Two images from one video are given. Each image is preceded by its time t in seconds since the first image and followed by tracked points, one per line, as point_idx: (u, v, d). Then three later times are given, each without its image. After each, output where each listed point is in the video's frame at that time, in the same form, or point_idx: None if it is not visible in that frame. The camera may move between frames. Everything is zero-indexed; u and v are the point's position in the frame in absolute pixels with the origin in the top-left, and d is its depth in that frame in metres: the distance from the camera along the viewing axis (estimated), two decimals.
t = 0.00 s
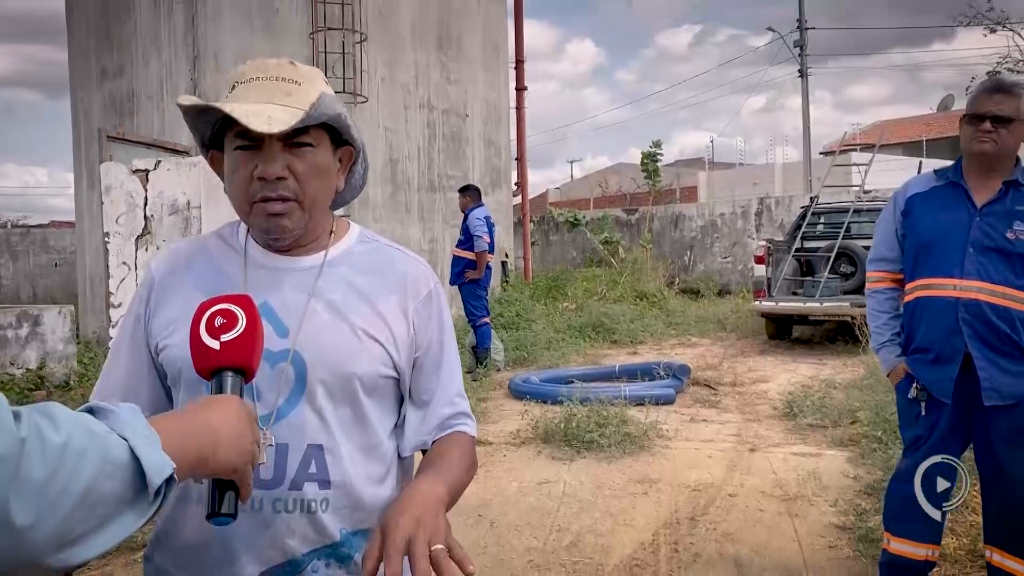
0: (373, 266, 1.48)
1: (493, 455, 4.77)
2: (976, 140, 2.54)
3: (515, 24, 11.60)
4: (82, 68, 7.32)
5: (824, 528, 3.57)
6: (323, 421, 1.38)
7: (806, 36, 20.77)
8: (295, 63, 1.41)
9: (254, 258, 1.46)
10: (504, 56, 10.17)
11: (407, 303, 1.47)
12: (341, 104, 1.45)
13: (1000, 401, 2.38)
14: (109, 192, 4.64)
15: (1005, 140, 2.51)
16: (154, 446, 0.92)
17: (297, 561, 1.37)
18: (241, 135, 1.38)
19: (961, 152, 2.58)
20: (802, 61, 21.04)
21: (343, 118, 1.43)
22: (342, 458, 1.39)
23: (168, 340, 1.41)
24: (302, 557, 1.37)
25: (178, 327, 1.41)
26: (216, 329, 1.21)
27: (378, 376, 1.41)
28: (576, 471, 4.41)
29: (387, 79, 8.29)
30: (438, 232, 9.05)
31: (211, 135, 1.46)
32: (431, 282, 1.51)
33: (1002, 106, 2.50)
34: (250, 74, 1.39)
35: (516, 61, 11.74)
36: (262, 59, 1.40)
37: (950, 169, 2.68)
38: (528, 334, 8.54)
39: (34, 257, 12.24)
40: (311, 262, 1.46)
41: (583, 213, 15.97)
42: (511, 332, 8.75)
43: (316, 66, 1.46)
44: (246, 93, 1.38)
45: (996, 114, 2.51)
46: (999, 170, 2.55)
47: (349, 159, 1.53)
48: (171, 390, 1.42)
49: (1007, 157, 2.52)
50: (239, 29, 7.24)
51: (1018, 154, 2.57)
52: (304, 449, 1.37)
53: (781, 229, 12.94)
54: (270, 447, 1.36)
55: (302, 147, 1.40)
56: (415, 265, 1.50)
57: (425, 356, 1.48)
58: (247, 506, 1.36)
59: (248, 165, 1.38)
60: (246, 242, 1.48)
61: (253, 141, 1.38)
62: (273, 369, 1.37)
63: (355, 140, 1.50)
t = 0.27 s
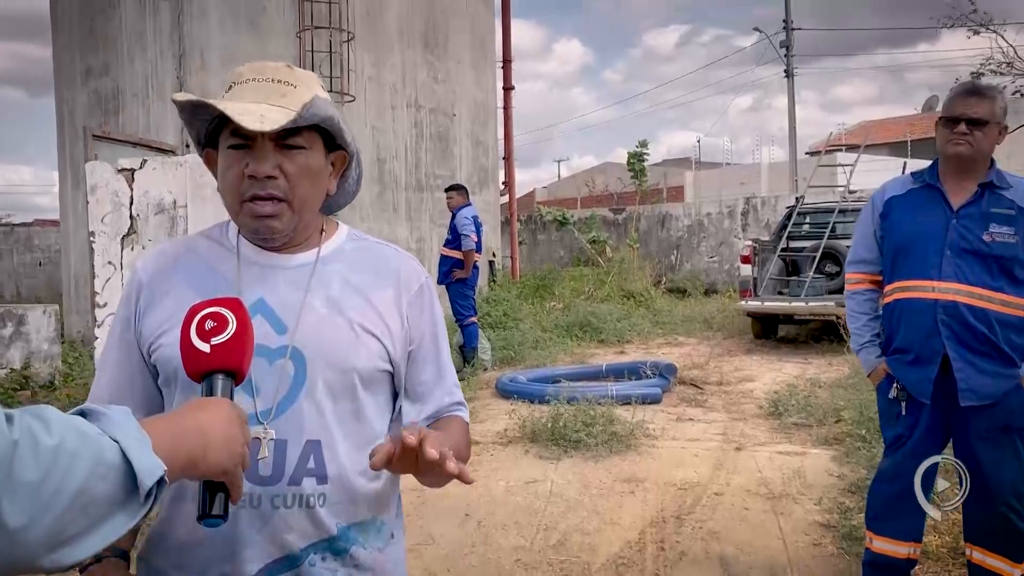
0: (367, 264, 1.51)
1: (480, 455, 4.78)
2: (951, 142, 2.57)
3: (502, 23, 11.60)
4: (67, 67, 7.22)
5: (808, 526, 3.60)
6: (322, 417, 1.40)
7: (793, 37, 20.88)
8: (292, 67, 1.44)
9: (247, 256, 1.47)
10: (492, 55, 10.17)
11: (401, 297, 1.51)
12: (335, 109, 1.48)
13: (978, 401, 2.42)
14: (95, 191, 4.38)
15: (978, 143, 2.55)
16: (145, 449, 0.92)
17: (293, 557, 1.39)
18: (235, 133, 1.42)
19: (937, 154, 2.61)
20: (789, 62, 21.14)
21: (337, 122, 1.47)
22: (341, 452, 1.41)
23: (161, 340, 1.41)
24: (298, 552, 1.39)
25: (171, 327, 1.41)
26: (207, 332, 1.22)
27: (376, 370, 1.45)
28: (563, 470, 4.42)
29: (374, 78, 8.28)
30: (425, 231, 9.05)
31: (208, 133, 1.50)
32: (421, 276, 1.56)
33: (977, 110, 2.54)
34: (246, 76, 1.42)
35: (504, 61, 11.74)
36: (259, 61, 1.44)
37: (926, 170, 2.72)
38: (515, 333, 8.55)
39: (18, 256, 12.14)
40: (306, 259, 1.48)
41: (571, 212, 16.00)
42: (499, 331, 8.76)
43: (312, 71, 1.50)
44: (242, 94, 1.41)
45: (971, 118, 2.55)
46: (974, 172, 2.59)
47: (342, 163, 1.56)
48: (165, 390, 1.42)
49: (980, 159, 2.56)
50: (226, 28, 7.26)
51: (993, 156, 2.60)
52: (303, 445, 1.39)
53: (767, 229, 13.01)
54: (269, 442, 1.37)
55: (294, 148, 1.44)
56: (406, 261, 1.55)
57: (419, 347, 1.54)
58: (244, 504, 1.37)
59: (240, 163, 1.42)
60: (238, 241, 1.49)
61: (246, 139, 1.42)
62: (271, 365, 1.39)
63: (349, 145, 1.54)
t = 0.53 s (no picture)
0: (366, 264, 1.55)
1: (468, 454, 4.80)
2: (928, 146, 2.61)
3: (490, 23, 11.62)
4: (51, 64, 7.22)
5: (793, 525, 3.64)
6: (320, 406, 1.43)
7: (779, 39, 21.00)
8: (305, 74, 1.49)
9: (250, 250, 1.51)
10: (480, 55, 10.18)
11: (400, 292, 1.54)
12: (341, 115, 1.51)
13: (955, 402, 2.46)
14: (80, 191, 4.34)
15: (955, 147, 2.59)
16: (134, 447, 0.94)
17: (293, 544, 1.42)
18: (240, 131, 1.47)
19: (915, 159, 2.65)
20: (775, 63, 21.25)
21: (341, 129, 1.49)
22: (339, 441, 1.45)
23: (161, 330, 1.43)
24: (297, 540, 1.42)
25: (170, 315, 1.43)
26: (197, 331, 1.23)
27: (374, 364, 1.47)
28: (549, 470, 4.45)
29: (361, 77, 8.28)
30: (413, 230, 9.05)
31: (220, 130, 1.56)
32: (415, 274, 1.59)
33: (953, 115, 2.59)
34: (262, 78, 1.47)
35: (492, 61, 11.76)
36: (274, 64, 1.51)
37: (904, 174, 2.76)
38: (503, 333, 8.57)
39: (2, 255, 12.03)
40: (305, 256, 1.51)
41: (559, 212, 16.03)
42: (486, 331, 8.77)
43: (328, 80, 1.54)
44: (253, 94, 1.46)
45: (947, 122, 2.60)
46: (951, 175, 2.63)
47: (348, 169, 1.59)
48: (161, 381, 1.44)
49: (957, 163, 2.60)
50: (213, 26, 7.24)
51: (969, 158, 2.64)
52: (303, 434, 1.42)
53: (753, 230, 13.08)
54: (270, 431, 1.40)
55: (295, 151, 1.47)
56: (402, 262, 1.59)
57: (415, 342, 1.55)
58: (245, 491, 1.40)
59: (243, 160, 1.46)
60: (242, 236, 1.53)
61: (250, 139, 1.46)
62: (271, 355, 1.43)
63: (355, 151, 1.56)
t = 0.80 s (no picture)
0: (364, 276, 1.57)
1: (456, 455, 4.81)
2: (909, 150, 2.64)
3: (480, 24, 11.63)
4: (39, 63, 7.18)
5: (779, 525, 3.67)
6: (308, 411, 1.44)
7: (767, 41, 21.13)
8: (308, 71, 1.52)
9: (253, 249, 1.53)
10: (469, 56, 10.19)
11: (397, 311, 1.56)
12: (337, 111, 1.51)
13: (936, 404, 2.50)
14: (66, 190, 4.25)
15: (935, 151, 2.62)
16: (127, 447, 0.95)
17: (268, 545, 1.43)
18: (238, 125, 1.51)
19: (896, 163, 2.68)
20: (762, 65, 21.38)
21: (331, 118, 1.49)
22: (324, 446, 1.46)
23: (157, 317, 1.43)
24: (272, 541, 1.44)
25: (168, 305, 1.44)
26: (191, 332, 1.24)
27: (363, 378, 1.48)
28: (538, 471, 4.46)
29: (351, 78, 8.27)
30: (402, 231, 9.04)
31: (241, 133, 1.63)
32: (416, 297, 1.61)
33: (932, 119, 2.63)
34: (267, 75, 1.53)
35: (481, 62, 11.77)
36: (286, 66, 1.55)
37: (887, 178, 2.79)
38: (492, 334, 8.58)
39: None
40: (309, 261, 1.53)
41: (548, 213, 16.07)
42: (475, 332, 8.78)
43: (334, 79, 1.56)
44: (255, 89, 1.51)
45: (927, 126, 2.64)
46: (932, 178, 2.66)
47: (353, 168, 1.60)
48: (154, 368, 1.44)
49: (938, 166, 2.63)
50: (202, 26, 7.22)
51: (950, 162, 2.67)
52: (287, 437, 1.43)
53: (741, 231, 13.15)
54: (254, 430, 1.41)
55: (284, 142, 1.48)
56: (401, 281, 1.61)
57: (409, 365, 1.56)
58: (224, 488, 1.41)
59: (238, 153, 1.50)
60: (248, 235, 1.55)
61: (245, 130, 1.51)
62: (264, 355, 1.44)
63: (357, 150, 1.55)
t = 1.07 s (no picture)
0: (353, 277, 1.56)
1: (447, 456, 4.81)
2: (895, 152, 2.67)
3: (471, 25, 11.64)
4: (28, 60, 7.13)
5: (767, 526, 3.70)
6: (297, 415, 1.44)
7: (757, 43, 21.21)
8: (297, 75, 1.53)
9: (242, 253, 1.53)
10: (460, 57, 10.19)
11: (386, 315, 1.55)
12: (328, 116, 1.52)
13: (923, 405, 2.52)
14: (56, 190, 4.24)
15: (921, 154, 2.65)
16: (120, 448, 0.95)
17: (254, 550, 1.45)
18: (226, 130, 1.52)
19: (882, 165, 2.71)
20: (753, 67, 21.46)
21: (321, 126, 1.49)
22: (311, 450, 1.46)
23: (146, 320, 1.43)
24: (257, 546, 1.45)
25: (156, 309, 1.43)
26: (183, 331, 1.24)
27: (351, 381, 1.49)
28: (527, 472, 4.47)
29: (342, 77, 8.26)
30: (393, 232, 9.03)
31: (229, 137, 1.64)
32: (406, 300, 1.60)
33: (919, 122, 2.65)
34: (256, 80, 1.53)
35: (472, 62, 11.78)
36: (275, 68, 1.56)
37: (874, 181, 2.82)
38: (482, 335, 8.58)
39: None
40: (298, 264, 1.53)
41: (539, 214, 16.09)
42: (465, 333, 8.79)
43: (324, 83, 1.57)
44: (243, 94, 1.51)
45: (913, 129, 2.66)
46: (918, 181, 2.68)
47: (343, 172, 1.61)
48: (143, 373, 1.44)
49: (923, 169, 2.66)
50: (193, 25, 7.22)
51: (936, 164, 2.70)
52: (274, 443, 1.43)
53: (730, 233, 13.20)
54: (243, 434, 1.41)
55: (274, 148, 1.49)
56: (389, 282, 1.60)
57: (398, 368, 1.56)
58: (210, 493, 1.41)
59: (226, 158, 1.51)
60: (236, 236, 1.55)
61: (234, 135, 1.51)
62: (254, 360, 1.43)
63: (347, 153, 1.56)
